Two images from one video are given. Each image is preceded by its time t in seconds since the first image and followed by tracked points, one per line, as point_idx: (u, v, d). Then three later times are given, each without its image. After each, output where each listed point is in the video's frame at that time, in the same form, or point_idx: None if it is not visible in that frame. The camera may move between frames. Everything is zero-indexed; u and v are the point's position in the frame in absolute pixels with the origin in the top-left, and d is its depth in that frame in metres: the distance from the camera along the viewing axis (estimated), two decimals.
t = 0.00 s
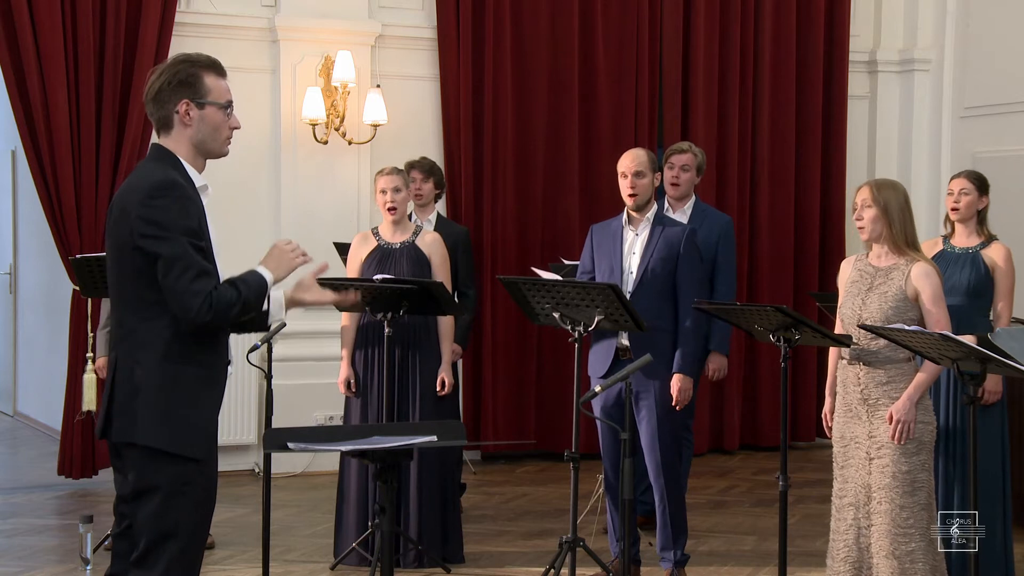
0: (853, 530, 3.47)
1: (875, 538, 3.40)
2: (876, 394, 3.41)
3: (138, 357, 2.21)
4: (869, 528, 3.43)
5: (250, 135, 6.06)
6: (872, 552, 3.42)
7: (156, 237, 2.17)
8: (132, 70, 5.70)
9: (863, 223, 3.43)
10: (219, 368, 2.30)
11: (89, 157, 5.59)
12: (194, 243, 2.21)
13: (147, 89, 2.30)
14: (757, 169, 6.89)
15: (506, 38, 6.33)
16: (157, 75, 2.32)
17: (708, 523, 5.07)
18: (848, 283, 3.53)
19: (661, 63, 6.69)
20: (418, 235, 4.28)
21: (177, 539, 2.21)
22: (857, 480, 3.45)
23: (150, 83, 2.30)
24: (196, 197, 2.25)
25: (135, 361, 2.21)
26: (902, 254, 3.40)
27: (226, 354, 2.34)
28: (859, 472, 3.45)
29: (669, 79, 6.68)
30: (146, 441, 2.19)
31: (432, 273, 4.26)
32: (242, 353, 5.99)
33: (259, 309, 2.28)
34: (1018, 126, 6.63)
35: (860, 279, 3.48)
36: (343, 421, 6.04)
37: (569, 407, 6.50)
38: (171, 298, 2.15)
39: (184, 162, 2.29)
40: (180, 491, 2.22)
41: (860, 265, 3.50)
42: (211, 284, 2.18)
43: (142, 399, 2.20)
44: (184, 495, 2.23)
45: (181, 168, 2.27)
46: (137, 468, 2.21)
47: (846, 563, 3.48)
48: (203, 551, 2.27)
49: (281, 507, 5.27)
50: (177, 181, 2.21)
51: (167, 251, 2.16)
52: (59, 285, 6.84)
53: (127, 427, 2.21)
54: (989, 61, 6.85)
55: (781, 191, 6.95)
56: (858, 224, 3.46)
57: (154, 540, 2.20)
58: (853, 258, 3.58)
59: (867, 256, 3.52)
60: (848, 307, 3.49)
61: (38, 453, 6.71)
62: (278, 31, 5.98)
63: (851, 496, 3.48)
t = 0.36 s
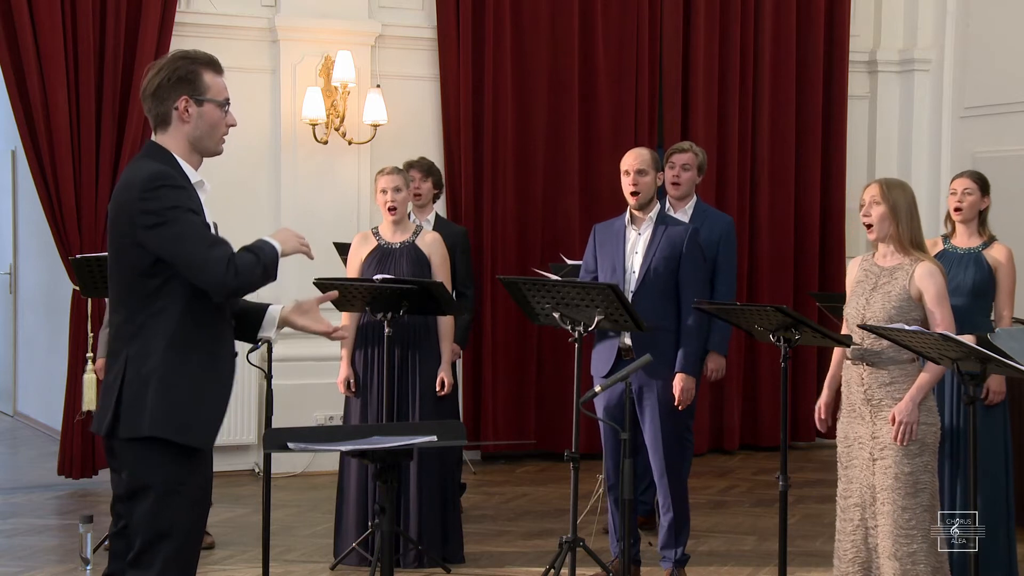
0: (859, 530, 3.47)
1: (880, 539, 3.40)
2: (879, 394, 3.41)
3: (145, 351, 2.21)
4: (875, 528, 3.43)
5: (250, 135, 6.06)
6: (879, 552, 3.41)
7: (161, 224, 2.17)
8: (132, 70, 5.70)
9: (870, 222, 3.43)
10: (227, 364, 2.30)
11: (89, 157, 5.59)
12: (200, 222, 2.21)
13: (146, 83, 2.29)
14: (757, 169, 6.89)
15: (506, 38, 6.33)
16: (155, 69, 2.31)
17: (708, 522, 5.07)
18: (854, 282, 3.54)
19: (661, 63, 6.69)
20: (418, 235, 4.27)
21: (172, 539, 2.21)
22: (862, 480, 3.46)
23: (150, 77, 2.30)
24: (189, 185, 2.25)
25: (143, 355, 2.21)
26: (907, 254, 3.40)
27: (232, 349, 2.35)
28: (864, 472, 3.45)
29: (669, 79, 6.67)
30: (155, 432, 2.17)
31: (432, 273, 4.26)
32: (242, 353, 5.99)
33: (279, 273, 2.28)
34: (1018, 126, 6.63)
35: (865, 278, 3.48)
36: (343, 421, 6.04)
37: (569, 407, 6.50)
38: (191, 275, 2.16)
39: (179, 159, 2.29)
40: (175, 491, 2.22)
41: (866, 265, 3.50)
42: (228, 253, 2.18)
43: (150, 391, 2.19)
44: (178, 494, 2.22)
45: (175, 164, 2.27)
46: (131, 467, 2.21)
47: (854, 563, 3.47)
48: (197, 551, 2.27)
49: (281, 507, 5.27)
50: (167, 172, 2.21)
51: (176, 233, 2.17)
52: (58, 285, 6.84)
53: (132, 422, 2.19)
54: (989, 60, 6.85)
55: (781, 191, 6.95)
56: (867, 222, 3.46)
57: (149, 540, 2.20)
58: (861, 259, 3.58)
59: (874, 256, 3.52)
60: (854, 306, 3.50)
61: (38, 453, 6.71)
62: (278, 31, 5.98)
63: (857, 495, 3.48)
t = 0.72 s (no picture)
0: (863, 531, 3.47)
1: (883, 540, 3.40)
2: (886, 395, 3.41)
3: (156, 343, 2.21)
4: (878, 530, 3.43)
5: (250, 135, 6.06)
6: (881, 554, 3.42)
7: (170, 213, 2.19)
8: (132, 71, 5.70)
9: (879, 221, 3.43)
10: (238, 354, 2.29)
11: (88, 157, 5.59)
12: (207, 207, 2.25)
13: (149, 80, 2.28)
14: (757, 169, 6.89)
15: (506, 38, 6.33)
16: (159, 67, 2.30)
17: (708, 522, 5.07)
18: (864, 283, 3.54)
19: (661, 63, 6.69)
20: (419, 235, 4.27)
21: (169, 538, 2.21)
22: (866, 481, 3.45)
23: (154, 74, 2.28)
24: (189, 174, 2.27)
25: (154, 347, 2.21)
26: (916, 254, 3.40)
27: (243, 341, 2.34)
28: (868, 473, 3.45)
29: (668, 79, 6.67)
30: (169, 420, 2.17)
31: (433, 273, 4.25)
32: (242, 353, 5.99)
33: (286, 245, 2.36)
34: (1018, 126, 6.63)
35: (875, 279, 3.48)
36: (343, 421, 6.04)
37: (569, 407, 6.50)
38: (209, 256, 2.20)
39: (179, 158, 2.28)
40: (171, 490, 2.22)
41: (876, 266, 3.50)
42: (241, 230, 2.24)
43: (162, 382, 2.19)
44: (175, 494, 2.22)
45: (176, 161, 2.27)
46: (129, 466, 2.21)
47: (856, 564, 3.48)
48: (195, 551, 2.27)
49: (281, 507, 5.27)
50: (169, 164, 2.22)
51: (188, 220, 2.19)
52: (59, 285, 6.84)
53: (143, 414, 2.18)
54: (989, 60, 6.85)
55: (781, 191, 6.95)
56: (877, 224, 3.45)
57: (145, 540, 2.20)
58: (870, 261, 3.57)
59: (884, 257, 3.52)
60: (863, 306, 3.49)
61: (38, 453, 6.71)
62: (278, 31, 5.98)
63: (860, 496, 3.48)
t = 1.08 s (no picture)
0: (869, 532, 3.46)
1: (890, 543, 3.40)
2: (897, 397, 3.41)
3: (144, 350, 2.21)
4: (885, 532, 3.42)
5: (250, 135, 6.06)
6: (887, 556, 3.42)
7: (165, 229, 2.18)
8: (132, 71, 5.70)
9: (890, 222, 3.43)
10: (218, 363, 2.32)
11: (88, 157, 5.59)
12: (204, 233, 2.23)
13: (160, 85, 2.28)
14: (757, 169, 6.89)
15: (506, 38, 6.33)
16: (170, 73, 2.30)
17: (708, 522, 5.07)
18: (874, 285, 3.54)
19: (661, 63, 6.69)
20: (419, 235, 4.27)
21: (171, 539, 2.21)
22: (873, 482, 3.45)
23: (165, 80, 2.28)
24: (195, 193, 2.26)
25: (141, 354, 2.21)
26: (929, 254, 3.40)
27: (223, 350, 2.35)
28: (876, 475, 3.45)
29: (668, 79, 6.67)
30: (157, 432, 2.19)
31: (433, 273, 4.25)
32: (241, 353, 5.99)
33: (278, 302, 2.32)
34: (1019, 126, 6.62)
35: (886, 280, 3.48)
36: (343, 421, 6.04)
37: (569, 406, 6.50)
38: (191, 285, 2.18)
39: (183, 165, 2.28)
40: (172, 490, 2.22)
41: (887, 268, 3.51)
42: (229, 269, 2.21)
43: (151, 391, 2.20)
44: (175, 493, 2.23)
45: (180, 167, 2.27)
46: (130, 466, 2.20)
47: (859, 565, 3.47)
48: (196, 550, 2.27)
49: (281, 507, 5.27)
50: (177, 175, 2.22)
51: (180, 241, 2.18)
52: (58, 285, 6.84)
53: (131, 421, 2.20)
54: (989, 60, 6.85)
55: (781, 191, 6.95)
56: (887, 224, 3.46)
57: (145, 540, 2.20)
58: (881, 262, 3.59)
59: (894, 259, 3.53)
60: (874, 307, 3.49)
61: (38, 453, 6.71)
62: (279, 31, 5.98)
63: (867, 498, 3.47)
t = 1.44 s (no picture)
0: (879, 534, 3.48)
1: (901, 545, 3.42)
2: (910, 399, 3.42)
3: (143, 350, 2.21)
4: (896, 534, 3.44)
5: (250, 135, 6.06)
6: (897, 557, 3.44)
7: (164, 227, 2.18)
8: (132, 71, 5.70)
9: (901, 219, 3.43)
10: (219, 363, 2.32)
11: (88, 157, 5.58)
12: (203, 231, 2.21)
13: (157, 84, 2.28)
14: (757, 168, 6.89)
15: (506, 38, 6.33)
16: (166, 71, 2.30)
17: (708, 523, 5.07)
18: (880, 286, 3.54)
19: (661, 63, 6.69)
20: (419, 235, 4.28)
21: (170, 541, 2.21)
22: (884, 484, 3.46)
23: (162, 78, 2.28)
24: (195, 192, 2.25)
25: (138, 355, 2.21)
26: (939, 254, 3.42)
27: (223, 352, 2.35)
28: (887, 477, 3.46)
29: (668, 78, 6.67)
30: (155, 433, 2.19)
31: (433, 273, 4.26)
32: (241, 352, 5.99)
33: (282, 297, 2.27)
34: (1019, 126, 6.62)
35: (894, 281, 3.49)
36: (343, 421, 6.04)
37: (569, 406, 6.50)
38: (187, 282, 2.16)
39: (182, 163, 2.28)
40: (173, 490, 2.22)
41: (893, 268, 3.52)
42: (226, 265, 2.19)
43: (148, 393, 2.20)
44: (176, 494, 2.23)
45: (178, 166, 2.27)
46: (130, 467, 2.20)
47: (869, 566, 3.50)
48: (195, 551, 2.27)
49: (281, 507, 5.27)
50: (176, 174, 2.22)
51: (177, 238, 2.17)
52: (58, 285, 6.84)
53: (131, 421, 2.20)
54: (989, 60, 6.85)
55: (781, 190, 6.94)
56: (896, 221, 3.45)
57: (145, 540, 2.20)
58: (886, 261, 3.59)
59: (899, 259, 3.54)
60: (883, 308, 3.49)
61: (38, 453, 6.71)
62: (279, 31, 5.98)
63: (878, 499, 3.49)
